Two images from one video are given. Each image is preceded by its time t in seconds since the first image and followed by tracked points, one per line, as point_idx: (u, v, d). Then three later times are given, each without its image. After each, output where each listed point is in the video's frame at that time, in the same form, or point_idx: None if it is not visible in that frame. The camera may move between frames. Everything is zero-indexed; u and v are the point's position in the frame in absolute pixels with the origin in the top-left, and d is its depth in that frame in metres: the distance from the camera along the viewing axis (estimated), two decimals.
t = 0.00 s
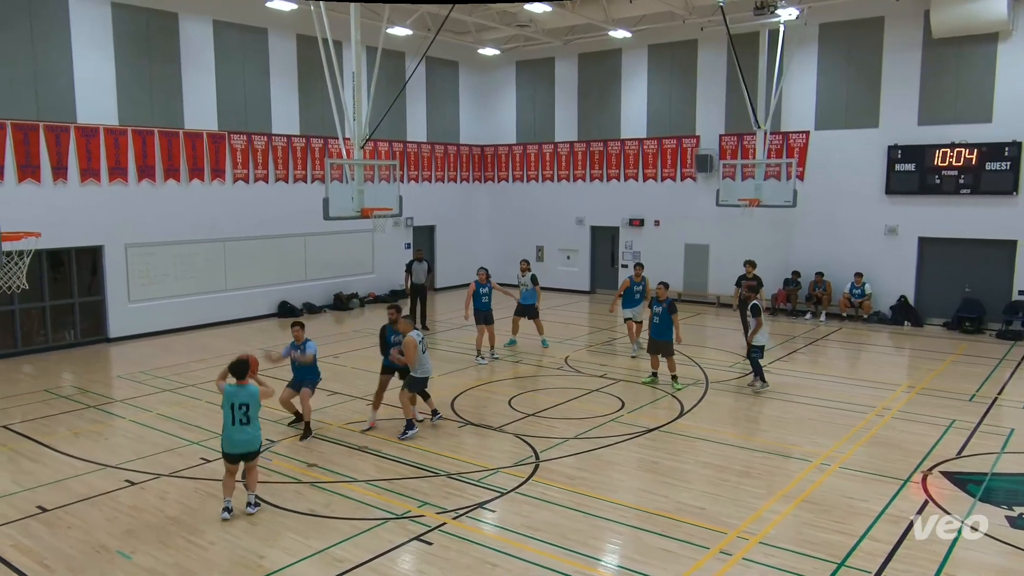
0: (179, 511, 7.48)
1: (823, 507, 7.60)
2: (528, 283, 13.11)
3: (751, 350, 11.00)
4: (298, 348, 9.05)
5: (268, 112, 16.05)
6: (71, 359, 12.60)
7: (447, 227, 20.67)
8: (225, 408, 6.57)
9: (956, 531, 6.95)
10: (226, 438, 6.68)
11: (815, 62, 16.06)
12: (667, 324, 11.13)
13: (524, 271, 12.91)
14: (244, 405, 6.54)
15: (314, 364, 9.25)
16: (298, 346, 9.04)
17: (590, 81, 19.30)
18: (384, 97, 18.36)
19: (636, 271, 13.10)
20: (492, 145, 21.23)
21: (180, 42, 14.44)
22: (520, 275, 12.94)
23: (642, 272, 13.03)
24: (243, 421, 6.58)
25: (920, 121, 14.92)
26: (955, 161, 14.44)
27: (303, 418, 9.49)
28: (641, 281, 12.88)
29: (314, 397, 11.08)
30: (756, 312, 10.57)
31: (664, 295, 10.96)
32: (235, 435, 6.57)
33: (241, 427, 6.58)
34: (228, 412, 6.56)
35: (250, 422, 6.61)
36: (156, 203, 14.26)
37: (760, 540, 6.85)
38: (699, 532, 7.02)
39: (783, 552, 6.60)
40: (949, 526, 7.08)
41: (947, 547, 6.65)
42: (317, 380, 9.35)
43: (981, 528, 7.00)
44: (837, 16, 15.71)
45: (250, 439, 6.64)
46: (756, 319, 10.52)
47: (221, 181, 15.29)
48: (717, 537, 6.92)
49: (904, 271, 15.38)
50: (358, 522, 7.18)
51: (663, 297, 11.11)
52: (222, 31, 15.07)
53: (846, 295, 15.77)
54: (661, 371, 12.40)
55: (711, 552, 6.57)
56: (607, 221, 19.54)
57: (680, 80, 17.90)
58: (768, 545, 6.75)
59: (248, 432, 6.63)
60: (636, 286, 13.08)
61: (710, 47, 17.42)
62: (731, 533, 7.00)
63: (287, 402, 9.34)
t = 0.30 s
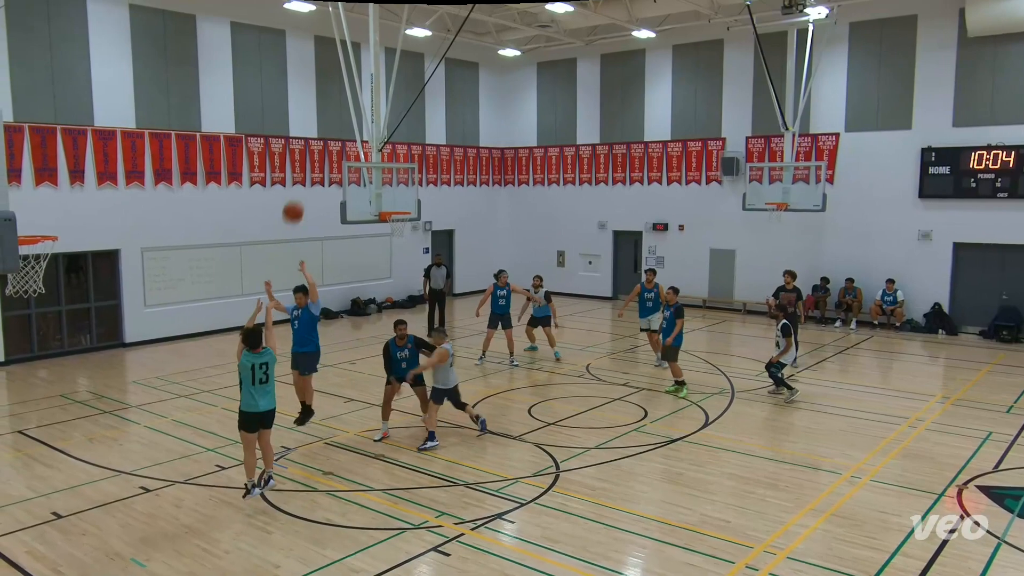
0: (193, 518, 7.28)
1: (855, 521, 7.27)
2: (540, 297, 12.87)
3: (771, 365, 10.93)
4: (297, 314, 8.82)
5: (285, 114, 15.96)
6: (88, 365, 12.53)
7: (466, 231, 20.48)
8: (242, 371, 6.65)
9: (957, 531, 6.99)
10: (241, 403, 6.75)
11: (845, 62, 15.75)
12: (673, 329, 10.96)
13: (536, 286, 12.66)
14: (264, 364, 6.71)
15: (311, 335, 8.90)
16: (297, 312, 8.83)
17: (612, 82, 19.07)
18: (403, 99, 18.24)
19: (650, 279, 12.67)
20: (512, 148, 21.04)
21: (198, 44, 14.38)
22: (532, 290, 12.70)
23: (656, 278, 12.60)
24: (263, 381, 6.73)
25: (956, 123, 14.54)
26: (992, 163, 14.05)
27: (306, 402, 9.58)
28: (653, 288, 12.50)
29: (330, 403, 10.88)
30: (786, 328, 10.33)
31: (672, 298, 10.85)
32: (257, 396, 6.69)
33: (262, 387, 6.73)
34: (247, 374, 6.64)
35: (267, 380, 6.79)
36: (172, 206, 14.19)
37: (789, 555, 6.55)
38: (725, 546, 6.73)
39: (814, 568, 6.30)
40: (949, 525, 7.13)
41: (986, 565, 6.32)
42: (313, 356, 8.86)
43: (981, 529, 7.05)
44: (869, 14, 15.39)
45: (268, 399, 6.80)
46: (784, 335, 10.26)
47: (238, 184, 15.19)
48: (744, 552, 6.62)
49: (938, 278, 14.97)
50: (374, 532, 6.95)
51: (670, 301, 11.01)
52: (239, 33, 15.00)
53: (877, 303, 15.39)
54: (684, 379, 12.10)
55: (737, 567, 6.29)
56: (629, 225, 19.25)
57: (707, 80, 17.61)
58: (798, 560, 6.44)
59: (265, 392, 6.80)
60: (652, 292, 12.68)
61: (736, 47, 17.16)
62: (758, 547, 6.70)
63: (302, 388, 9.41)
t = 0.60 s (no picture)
0: (202, 524, 7.14)
1: (879, 532, 7.04)
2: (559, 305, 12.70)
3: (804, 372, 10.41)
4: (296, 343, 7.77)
5: (298, 116, 15.89)
6: (99, 368, 12.47)
7: (479, 235, 20.35)
8: (257, 418, 6.46)
9: (957, 531, 7.01)
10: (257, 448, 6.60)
11: (867, 62, 15.54)
12: (676, 336, 10.71)
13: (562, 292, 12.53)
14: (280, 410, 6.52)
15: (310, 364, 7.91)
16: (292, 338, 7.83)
17: (628, 83, 18.90)
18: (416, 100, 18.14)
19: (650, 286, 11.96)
20: (526, 150, 20.90)
21: (211, 46, 14.34)
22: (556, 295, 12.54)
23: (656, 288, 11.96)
24: (279, 426, 6.56)
25: (981, 124, 14.29)
26: (1018, 165, 13.79)
27: (303, 439, 8.26)
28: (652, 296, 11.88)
29: (342, 409, 10.74)
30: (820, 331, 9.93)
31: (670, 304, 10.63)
32: (274, 442, 6.55)
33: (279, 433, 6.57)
34: (262, 421, 6.47)
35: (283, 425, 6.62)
36: (184, 209, 14.13)
37: (810, 566, 6.33)
38: (744, 556, 6.52)
39: None
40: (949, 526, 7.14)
41: None
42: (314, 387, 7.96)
43: (980, 528, 7.08)
44: (891, 12, 15.18)
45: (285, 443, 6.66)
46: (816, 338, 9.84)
47: (249, 186, 15.12)
48: (763, 562, 6.40)
49: (963, 282, 14.69)
50: (385, 539, 6.78)
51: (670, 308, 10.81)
52: (252, 34, 14.96)
53: (900, 309, 15.12)
54: (701, 386, 11.87)
55: None
56: (646, 228, 19.06)
57: (725, 80, 17.41)
58: (820, 572, 6.23)
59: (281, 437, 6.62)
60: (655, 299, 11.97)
61: (754, 47, 16.97)
62: (778, 558, 6.49)
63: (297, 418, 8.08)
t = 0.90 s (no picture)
0: (209, 528, 7.05)
1: (895, 538, 6.89)
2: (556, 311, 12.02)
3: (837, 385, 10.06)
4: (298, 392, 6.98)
5: (306, 118, 15.83)
6: (107, 371, 12.43)
7: (488, 237, 20.27)
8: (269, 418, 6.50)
9: (956, 531, 7.03)
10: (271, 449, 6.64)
11: (881, 62, 15.39)
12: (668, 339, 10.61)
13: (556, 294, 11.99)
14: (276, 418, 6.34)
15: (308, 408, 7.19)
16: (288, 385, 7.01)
17: (639, 84, 18.79)
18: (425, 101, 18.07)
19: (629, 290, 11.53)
20: (536, 152, 20.81)
21: (218, 47, 14.30)
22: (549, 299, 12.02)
23: (634, 289, 11.46)
24: (275, 435, 6.38)
25: (997, 125, 14.13)
26: None
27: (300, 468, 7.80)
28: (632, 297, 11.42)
29: (350, 413, 10.64)
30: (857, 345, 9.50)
31: (663, 306, 10.46)
32: (268, 449, 6.43)
33: (273, 441, 6.38)
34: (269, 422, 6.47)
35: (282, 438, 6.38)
36: (191, 210, 14.09)
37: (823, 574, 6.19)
38: (756, 563, 6.38)
39: None
40: (949, 526, 7.16)
41: None
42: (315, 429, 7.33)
43: (979, 528, 7.10)
44: (906, 12, 15.04)
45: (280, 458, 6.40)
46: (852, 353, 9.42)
47: (256, 188, 15.07)
48: (776, 570, 6.27)
49: (979, 285, 14.52)
50: (393, 545, 6.68)
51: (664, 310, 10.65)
52: (260, 35, 14.92)
53: (915, 313, 14.94)
54: (713, 390, 11.73)
55: None
56: (656, 230, 18.92)
57: (737, 81, 17.28)
58: None
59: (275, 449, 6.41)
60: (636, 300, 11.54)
61: (766, 48, 16.83)
62: (790, 565, 6.36)
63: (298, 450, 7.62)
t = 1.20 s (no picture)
0: (212, 530, 7.00)
1: (902, 542, 6.82)
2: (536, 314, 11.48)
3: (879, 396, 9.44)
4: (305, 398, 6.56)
5: (310, 118, 15.81)
6: (110, 372, 12.41)
7: (493, 238, 20.23)
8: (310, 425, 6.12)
9: (956, 531, 7.02)
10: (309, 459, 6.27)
11: (887, 61, 15.31)
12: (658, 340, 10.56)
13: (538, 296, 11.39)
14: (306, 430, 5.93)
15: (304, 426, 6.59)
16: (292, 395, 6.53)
17: (644, 84, 18.74)
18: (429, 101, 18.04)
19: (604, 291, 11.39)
20: (540, 152, 20.77)
21: (222, 47, 14.27)
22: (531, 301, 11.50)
23: (611, 290, 11.29)
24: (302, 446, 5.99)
25: (1005, 125, 14.05)
26: None
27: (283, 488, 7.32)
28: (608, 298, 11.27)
29: (353, 414, 10.60)
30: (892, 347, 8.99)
31: (656, 307, 10.44)
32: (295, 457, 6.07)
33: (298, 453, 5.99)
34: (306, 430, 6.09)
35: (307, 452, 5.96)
36: (195, 211, 14.07)
37: None
38: (762, 566, 6.32)
39: None
40: (949, 526, 7.15)
41: None
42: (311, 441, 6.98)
43: (979, 528, 7.09)
44: (913, 11, 14.96)
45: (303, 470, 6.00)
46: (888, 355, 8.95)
47: (260, 189, 15.04)
48: (781, 573, 6.21)
49: (987, 286, 14.43)
50: (397, 547, 6.63)
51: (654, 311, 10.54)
52: (263, 36, 14.90)
53: (922, 314, 14.84)
54: (718, 392, 11.68)
55: None
56: (661, 231, 18.86)
57: (743, 81, 17.22)
58: None
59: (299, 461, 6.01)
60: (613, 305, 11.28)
61: (772, 47, 16.77)
62: (796, 568, 6.29)
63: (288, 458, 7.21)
